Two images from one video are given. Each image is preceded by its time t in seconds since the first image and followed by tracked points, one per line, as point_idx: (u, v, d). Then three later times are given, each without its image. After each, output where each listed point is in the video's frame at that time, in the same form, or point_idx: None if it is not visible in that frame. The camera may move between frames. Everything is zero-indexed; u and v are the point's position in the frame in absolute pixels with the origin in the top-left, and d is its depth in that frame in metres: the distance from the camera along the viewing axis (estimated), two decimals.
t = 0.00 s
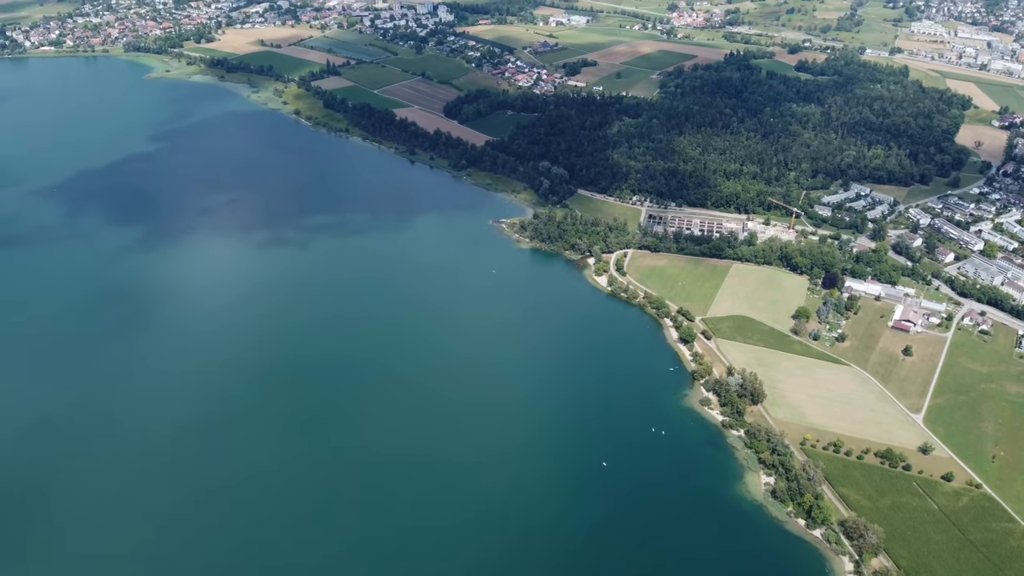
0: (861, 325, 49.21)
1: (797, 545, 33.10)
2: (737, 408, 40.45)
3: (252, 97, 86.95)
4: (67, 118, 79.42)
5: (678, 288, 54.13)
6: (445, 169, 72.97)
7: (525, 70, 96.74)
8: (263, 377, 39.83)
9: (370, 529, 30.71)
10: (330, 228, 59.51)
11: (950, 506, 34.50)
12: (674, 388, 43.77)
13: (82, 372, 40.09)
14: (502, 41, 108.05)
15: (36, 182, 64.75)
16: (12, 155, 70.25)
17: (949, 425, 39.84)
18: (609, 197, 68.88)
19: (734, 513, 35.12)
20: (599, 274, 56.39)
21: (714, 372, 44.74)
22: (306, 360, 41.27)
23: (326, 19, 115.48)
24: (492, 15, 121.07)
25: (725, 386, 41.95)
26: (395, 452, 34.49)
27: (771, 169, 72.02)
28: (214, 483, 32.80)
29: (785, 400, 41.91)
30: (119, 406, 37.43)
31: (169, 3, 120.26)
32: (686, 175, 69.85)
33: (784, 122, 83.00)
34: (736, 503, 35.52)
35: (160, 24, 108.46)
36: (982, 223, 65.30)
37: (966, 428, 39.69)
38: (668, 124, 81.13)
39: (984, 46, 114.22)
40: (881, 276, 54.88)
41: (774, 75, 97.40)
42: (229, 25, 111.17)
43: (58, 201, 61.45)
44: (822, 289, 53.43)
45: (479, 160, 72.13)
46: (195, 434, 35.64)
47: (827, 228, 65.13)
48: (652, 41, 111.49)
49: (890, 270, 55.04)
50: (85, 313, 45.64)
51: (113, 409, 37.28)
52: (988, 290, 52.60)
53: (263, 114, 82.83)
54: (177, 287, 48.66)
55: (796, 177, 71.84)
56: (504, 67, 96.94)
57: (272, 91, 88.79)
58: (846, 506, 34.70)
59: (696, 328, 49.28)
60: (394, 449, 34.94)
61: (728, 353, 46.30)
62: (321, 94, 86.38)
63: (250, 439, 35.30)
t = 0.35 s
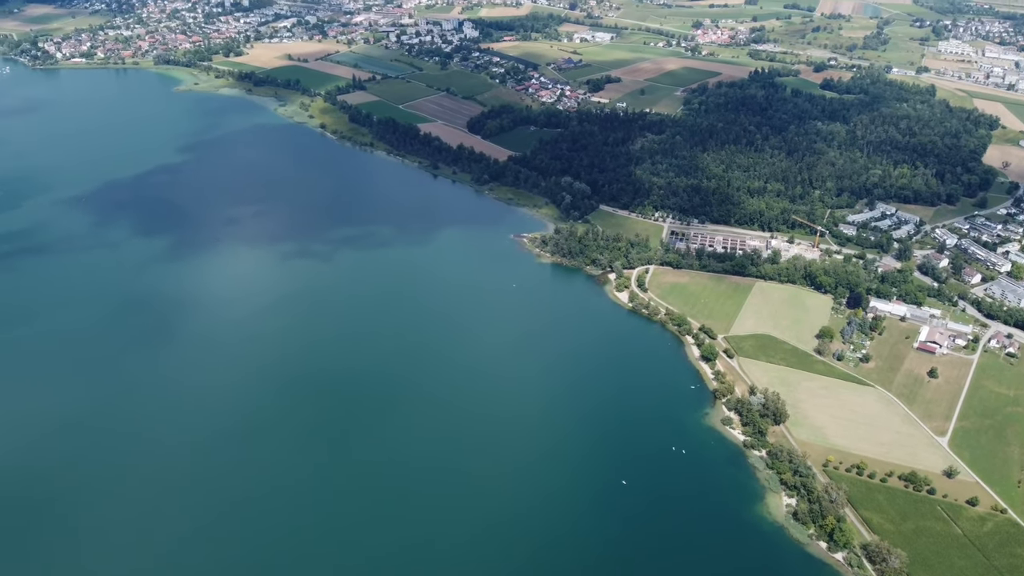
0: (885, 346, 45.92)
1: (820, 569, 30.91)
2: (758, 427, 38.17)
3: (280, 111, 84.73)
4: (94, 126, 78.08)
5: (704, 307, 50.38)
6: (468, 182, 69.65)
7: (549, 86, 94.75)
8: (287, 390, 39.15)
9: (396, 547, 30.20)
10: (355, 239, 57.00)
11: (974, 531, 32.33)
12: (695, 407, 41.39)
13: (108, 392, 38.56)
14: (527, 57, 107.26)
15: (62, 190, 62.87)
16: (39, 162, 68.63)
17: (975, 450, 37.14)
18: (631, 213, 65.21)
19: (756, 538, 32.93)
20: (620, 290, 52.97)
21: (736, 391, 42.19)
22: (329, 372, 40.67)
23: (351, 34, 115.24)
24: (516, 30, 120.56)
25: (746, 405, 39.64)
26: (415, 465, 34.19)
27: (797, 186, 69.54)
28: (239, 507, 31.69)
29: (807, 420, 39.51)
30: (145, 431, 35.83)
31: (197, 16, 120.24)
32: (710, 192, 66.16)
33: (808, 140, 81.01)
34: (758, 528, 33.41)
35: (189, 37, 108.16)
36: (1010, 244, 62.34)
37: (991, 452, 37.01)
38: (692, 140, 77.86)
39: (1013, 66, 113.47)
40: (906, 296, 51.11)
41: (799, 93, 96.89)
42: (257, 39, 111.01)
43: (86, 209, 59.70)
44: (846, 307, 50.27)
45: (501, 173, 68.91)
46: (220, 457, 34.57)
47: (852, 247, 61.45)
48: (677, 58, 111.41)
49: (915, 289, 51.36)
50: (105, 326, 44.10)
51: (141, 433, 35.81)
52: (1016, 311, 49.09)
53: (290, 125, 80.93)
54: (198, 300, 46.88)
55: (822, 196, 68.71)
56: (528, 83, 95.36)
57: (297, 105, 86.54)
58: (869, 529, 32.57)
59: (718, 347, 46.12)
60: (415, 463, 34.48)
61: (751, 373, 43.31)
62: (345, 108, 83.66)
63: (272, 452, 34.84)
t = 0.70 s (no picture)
0: (914, 368, 43.53)
1: None
2: (785, 448, 36.30)
3: (310, 124, 85.54)
4: (128, 138, 78.52)
5: (729, 323, 48.95)
6: (494, 199, 69.71)
7: (576, 101, 95.86)
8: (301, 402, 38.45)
9: (409, 557, 29.33)
10: (382, 253, 56.59)
11: (1006, 560, 30.29)
12: (719, 425, 39.66)
13: (134, 402, 37.84)
14: (556, 74, 107.96)
15: (95, 201, 62.91)
16: (75, 172, 68.94)
17: (1009, 475, 35.03)
18: (657, 229, 64.94)
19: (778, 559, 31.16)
20: (645, 305, 51.66)
21: (762, 411, 40.23)
22: (338, 386, 39.98)
23: (382, 49, 116.05)
24: (544, 46, 120.78)
25: (773, 425, 37.71)
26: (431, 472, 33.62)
27: (824, 206, 67.24)
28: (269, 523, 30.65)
29: (835, 442, 37.38)
30: (169, 439, 35.19)
31: (231, 31, 121.51)
32: (737, 209, 65.11)
33: (839, 158, 78.55)
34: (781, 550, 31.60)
35: (222, 51, 109.18)
36: None
37: None
38: (720, 156, 76.88)
39: None
40: (937, 317, 48.76)
41: (830, 112, 95.26)
42: (289, 54, 111.49)
43: (121, 219, 59.66)
44: (874, 330, 47.70)
45: (528, 188, 68.81)
46: (242, 473, 33.44)
47: (882, 267, 59.97)
48: (706, 75, 111.66)
49: (947, 311, 49.05)
50: (132, 337, 43.85)
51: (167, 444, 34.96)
52: None
53: (320, 140, 81.25)
54: (224, 312, 46.74)
55: (850, 214, 66.72)
56: (556, 99, 96.33)
57: (328, 118, 87.21)
58: (896, 555, 30.77)
59: (743, 365, 44.46)
60: (428, 472, 33.89)
61: (777, 393, 41.36)
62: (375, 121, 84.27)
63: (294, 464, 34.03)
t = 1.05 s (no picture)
0: (943, 391, 33.98)
1: None
2: (810, 466, 28.33)
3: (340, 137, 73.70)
4: (162, 143, 68.42)
5: (757, 340, 38.47)
6: (517, 211, 57.69)
7: (602, 119, 88.43)
8: (327, 423, 29.71)
9: None
10: (408, 265, 46.08)
11: None
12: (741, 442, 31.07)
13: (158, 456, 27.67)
14: (584, 89, 103.32)
15: (128, 208, 52.10)
16: (111, 182, 57.54)
17: None
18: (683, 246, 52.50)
19: None
20: (671, 322, 40.86)
21: (788, 430, 31.51)
22: (360, 398, 31.34)
23: (412, 64, 109.83)
24: (573, 62, 118.08)
25: (797, 444, 29.52)
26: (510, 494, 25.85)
27: (853, 223, 53.78)
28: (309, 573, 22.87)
29: (860, 462, 29.20)
30: (188, 443, 28.25)
31: (264, 44, 113.85)
32: (765, 227, 53.14)
33: (866, 175, 64.43)
34: None
35: (254, 63, 99.51)
36: None
37: None
38: (748, 173, 62.54)
39: None
40: (966, 339, 38.16)
41: (860, 129, 82.86)
42: (321, 66, 104.98)
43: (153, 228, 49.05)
44: (902, 351, 37.16)
45: (556, 204, 57.05)
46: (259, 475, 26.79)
47: (911, 288, 47.76)
48: (735, 91, 104.87)
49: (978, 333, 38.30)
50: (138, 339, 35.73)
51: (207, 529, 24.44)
52: None
53: (348, 153, 68.89)
54: (255, 323, 37.43)
55: (879, 233, 53.21)
56: (583, 114, 89.86)
57: (359, 131, 75.67)
58: None
59: (771, 385, 34.85)
60: (460, 483, 26.73)
61: (805, 410, 32.48)
62: (404, 136, 71.93)
63: (333, 509, 25.30)
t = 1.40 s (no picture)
0: (977, 414, 32.08)
1: None
2: (838, 490, 27.16)
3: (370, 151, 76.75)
4: (198, 156, 70.84)
5: (785, 358, 36.64)
6: (544, 225, 60.09)
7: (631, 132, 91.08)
8: (354, 430, 30.35)
9: None
10: (436, 277, 48.71)
11: None
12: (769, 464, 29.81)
13: (189, 462, 28.17)
14: (613, 105, 105.26)
15: (160, 218, 53.65)
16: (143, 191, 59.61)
17: None
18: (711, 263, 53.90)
19: None
20: (698, 339, 39.06)
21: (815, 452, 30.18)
22: (382, 405, 32.05)
23: (443, 80, 112.98)
24: (602, 79, 120.38)
25: (824, 466, 28.39)
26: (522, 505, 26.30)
27: (885, 242, 53.74)
28: None
29: (889, 485, 27.96)
30: (210, 449, 28.91)
31: (297, 59, 117.65)
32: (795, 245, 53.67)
33: (900, 195, 64.72)
34: None
35: (288, 78, 103.14)
36: None
37: None
38: (779, 191, 63.40)
39: None
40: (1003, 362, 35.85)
41: (894, 148, 81.83)
42: (352, 82, 108.50)
43: (186, 237, 50.55)
44: (933, 372, 35.34)
45: (582, 219, 58.95)
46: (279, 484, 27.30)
47: (944, 310, 47.67)
48: (766, 109, 105.87)
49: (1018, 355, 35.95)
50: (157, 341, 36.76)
51: (238, 536, 24.95)
52: None
53: (376, 167, 71.82)
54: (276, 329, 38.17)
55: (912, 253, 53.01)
56: (612, 129, 91.72)
57: (388, 146, 78.64)
58: None
59: (800, 406, 33.13)
60: (472, 494, 27.26)
61: (833, 433, 31.02)
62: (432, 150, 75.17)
63: (351, 512, 26.02)
